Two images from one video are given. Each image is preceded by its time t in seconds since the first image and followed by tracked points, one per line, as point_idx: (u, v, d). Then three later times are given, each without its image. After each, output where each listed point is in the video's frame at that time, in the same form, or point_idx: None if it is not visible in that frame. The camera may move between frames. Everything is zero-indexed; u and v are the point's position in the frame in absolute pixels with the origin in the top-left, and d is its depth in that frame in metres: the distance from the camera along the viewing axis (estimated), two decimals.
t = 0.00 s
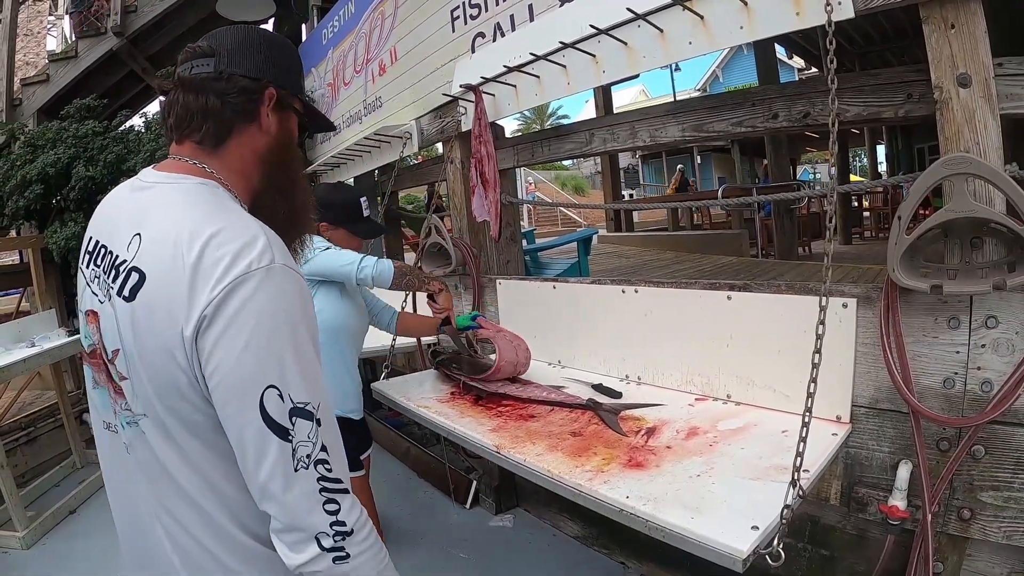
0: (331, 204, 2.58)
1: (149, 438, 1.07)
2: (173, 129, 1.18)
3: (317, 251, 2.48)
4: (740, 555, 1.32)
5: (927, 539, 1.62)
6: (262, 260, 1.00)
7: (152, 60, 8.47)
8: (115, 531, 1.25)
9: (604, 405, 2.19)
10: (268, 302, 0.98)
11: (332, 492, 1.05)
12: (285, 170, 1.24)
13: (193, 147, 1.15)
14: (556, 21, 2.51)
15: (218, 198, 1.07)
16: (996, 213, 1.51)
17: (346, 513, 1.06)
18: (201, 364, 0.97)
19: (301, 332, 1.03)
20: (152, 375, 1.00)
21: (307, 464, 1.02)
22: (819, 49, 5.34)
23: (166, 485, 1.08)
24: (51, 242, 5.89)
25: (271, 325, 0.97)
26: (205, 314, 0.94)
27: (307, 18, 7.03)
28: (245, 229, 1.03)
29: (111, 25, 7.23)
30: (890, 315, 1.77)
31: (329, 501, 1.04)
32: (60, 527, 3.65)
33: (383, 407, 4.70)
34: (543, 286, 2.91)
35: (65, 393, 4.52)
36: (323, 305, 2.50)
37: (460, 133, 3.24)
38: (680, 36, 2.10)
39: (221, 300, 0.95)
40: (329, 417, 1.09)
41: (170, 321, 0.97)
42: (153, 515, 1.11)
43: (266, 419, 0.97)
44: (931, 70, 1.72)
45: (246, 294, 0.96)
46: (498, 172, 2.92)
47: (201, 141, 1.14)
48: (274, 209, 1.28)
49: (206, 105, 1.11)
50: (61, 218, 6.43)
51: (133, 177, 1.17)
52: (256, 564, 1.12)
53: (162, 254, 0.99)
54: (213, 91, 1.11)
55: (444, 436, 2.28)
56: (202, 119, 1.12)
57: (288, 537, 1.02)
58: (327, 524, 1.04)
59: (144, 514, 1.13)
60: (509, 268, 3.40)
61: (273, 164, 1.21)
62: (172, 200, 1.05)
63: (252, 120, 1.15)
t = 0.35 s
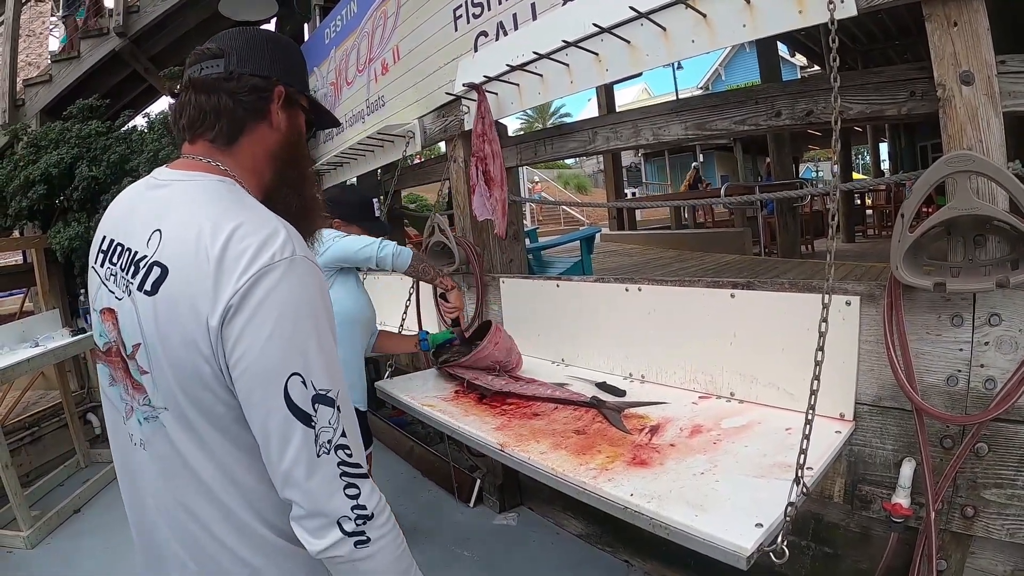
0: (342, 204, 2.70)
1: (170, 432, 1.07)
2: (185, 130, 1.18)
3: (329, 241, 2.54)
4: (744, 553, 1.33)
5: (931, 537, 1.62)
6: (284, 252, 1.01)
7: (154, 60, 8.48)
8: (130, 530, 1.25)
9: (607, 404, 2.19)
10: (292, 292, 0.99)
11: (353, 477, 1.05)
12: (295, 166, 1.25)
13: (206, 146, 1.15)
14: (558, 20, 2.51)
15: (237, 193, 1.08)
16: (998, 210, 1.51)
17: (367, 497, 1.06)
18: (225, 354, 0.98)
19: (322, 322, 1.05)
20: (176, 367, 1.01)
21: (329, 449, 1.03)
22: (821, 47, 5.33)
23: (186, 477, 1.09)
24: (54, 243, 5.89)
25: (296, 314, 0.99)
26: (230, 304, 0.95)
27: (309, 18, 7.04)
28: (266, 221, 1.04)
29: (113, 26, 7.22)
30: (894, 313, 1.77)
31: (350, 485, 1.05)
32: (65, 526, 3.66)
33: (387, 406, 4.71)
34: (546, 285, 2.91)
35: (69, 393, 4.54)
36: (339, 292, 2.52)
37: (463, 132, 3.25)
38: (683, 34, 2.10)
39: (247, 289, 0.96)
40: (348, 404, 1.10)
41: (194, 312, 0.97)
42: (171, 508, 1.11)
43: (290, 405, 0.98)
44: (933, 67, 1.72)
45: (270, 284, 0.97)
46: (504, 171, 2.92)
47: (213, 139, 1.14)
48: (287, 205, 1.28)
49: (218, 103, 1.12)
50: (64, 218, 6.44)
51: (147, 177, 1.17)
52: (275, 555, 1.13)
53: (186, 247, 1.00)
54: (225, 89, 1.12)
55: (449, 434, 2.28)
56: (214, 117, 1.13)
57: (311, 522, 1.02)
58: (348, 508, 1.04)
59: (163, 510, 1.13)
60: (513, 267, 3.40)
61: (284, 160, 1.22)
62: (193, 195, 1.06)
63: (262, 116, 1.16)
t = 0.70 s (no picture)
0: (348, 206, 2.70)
1: (171, 434, 1.07)
2: (183, 138, 1.19)
3: (330, 251, 2.55)
4: (746, 553, 1.33)
5: (931, 535, 1.62)
6: (278, 253, 1.01)
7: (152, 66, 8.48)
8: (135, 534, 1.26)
9: (608, 405, 2.20)
10: (287, 292, 1.00)
11: (347, 475, 1.06)
12: (292, 172, 1.25)
13: (203, 154, 1.16)
14: (555, 23, 2.52)
15: (234, 197, 1.09)
16: (996, 209, 1.52)
17: (361, 495, 1.07)
18: (221, 356, 0.98)
19: (317, 323, 1.05)
20: (174, 369, 1.01)
21: (323, 447, 1.03)
22: (818, 48, 5.34)
23: (187, 478, 1.09)
24: (53, 249, 5.90)
25: (290, 314, 0.99)
26: (225, 305, 0.96)
27: (307, 23, 7.04)
28: (261, 224, 1.05)
29: (112, 31, 7.23)
30: (893, 312, 1.78)
31: (345, 483, 1.05)
32: (66, 532, 3.66)
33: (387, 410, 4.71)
34: (546, 287, 2.92)
35: (69, 399, 4.54)
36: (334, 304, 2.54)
37: (461, 136, 3.26)
38: (680, 37, 2.10)
39: (242, 290, 0.96)
40: (343, 402, 1.11)
41: (191, 314, 0.98)
42: (173, 509, 1.12)
43: (284, 404, 0.98)
44: (929, 67, 1.72)
45: (265, 285, 0.98)
46: (506, 174, 2.93)
47: (210, 147, 1.15)
48: (285, 209, 1.28)
49: (214, 112, 1.13)
50: (63, 224, 6.44)
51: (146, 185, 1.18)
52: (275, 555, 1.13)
53: (182, 250, 1.00)
54: (221, 98, 1.13)
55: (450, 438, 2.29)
56: (212, 125, 1.14)
57: (305, 520, 1.02)
58: (343, 505, 1.05)
59: (165, 513, 1.14)
60: (513, 270, 3.41)
61: (280, 166, 1.22)
62: (190, 200, 1.07)
63: (257, 123, 1.17)
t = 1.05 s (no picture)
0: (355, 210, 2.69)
1: (168, 434, 1.08)
2: (181, 142, 1.19)
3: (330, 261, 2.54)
4: (745, 556, 1.33)
5: (931, 539, 1.63)
6: (269, 254, 1.02)
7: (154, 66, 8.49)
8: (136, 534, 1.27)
9: (608, 408, 2.20)
10: (278, 293, 1.00)
11: (337, 475, 1.06)
12: (289, 175, 1.26)
13: (200, 157, 1.16)
14: (557, 26, 2.53)
15: (228, 199, 1.09)
16: (996, 214, 1.52)
17: (350, 495, 1.07)
18: (213, 356, 0.98)
19: (309, 323, 1.05)
20: (169, 371, 1.02)
21: (313, 447, 1.03)
22: (819, 52, 5.35)
23: (183, 478, 1.10)
24: (55, 249, 5.90)
25: (281, 315, 0.99)
26: (217, 306, 0.96)
27: (310, 24, 7.06)
28: (253, 225, 1.05)
29: (114, 32, 7.24)
30: (894, 316, 1.78)
31: (334, 483, 1.06)
32: (66, 532, 3.67)
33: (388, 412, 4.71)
34: (548, 290, 2.92)
35: (70, 399, 4.54)
36: (326, 314, 2.55)
37: (463, 139, 3.27)
38: (683, 40, 2.11)
39: (233, 291, 0.97)
40: (334, 403, 1.11)
41: (184, 314, 0.98)
42: (171, 509, 1.12)
43: (274, 404, 0.98)
44: (932, 72, 1.73)
45: (255, 286, 0.98)
46: (506, 177, 2.93)
47: (208, 150, 1.16)
48: (283, 210, 1.29)
49: (212, 117, 1.13)
50: (64, 224, 6.45)
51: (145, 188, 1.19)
52: (271, 555, 1.13)
53: (177, 252, 1.01)
54: (218, 103, 1.13)
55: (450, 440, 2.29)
56: (210, 129, 1.14)
57: (295, 520, 1.02)
58: (332, 505, 1.05)
59: (164, 513, 1.14)
60: (514, 272, 3.41)
61: (276, 169, 1.23)
62: (185, 202, 1.07)
63: (254, 127, 1.17)
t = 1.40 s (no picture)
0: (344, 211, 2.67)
1: (152, 438, 1.08)
2: (164, 149, 1.19)
3: (313, 272, 2.49)
4: (742, 558, 1.33)
5: (929, 539, 1.62)
6: (245, 256, 1.01)
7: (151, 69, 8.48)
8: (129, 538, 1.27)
9: (604, 410, 2.20)
10: (253, 294, 1.00)
11: (316, 477, 1.06)
12: (272, 179, 1.26)
13: (184, 163, 1.16)
14: (553, 27, 2.53)
15: (208, 202, 1.09)
16: (992, 214, 1.52)
17: (330, 497, 1.07)
18: (191, 359, 0.98)
19: (287, 324, 1.05)
20: (150, 374, 1.02)
21: (291, 448, 1.03)
22: (816, 52, 5.36)
23: (168, 480, 1.10)
24: (51, 251, 5.89)
25: (257, 316, 0.99)
26: (192, 308, 0.96)
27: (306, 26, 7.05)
28: (231, 227, 1.05)
29: (111, 34, 7.23)
30: (890, 316, 1.78)
31: (314, 484, 1.05)
32: (64, 535, 3.66)
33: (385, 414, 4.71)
34: (544, 292, 2.92)
35: (68, 402, 4.53)
36: (312, 323, 2.55)
37: (459, 141, 3.27)
38: (677, 43, 2.11)
39: (208, 293, 0.97)
40: (314, 404, 1.10)
41: (161, 318, 0.99)
42: (157, 512, 1.12)
43: (251, 406, 0.98)
44: (927, 72, 1.73)
45: (231, 287, 0.98)
46: (499, 179, 2.93)
47: (191, 155, 1.15)
48: (267, 213, 1.29)
49: (194, 122, 1.14)
50: (61, 227, 6.44)
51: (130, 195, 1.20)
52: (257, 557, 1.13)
53: (156, 256, 1.01)
54: (201, 109, 1.13)
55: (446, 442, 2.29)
56: (193, 134, 1.14)
57: (274, 521, 1.02)
58: (311, 507, 1.04)
59: (151, 517, 1.14)
60: (510, 274, 3.41)
61: (259, 174, 1.23)
62: (166, 207, 1.08)
63: (237, 132, 1.18)
